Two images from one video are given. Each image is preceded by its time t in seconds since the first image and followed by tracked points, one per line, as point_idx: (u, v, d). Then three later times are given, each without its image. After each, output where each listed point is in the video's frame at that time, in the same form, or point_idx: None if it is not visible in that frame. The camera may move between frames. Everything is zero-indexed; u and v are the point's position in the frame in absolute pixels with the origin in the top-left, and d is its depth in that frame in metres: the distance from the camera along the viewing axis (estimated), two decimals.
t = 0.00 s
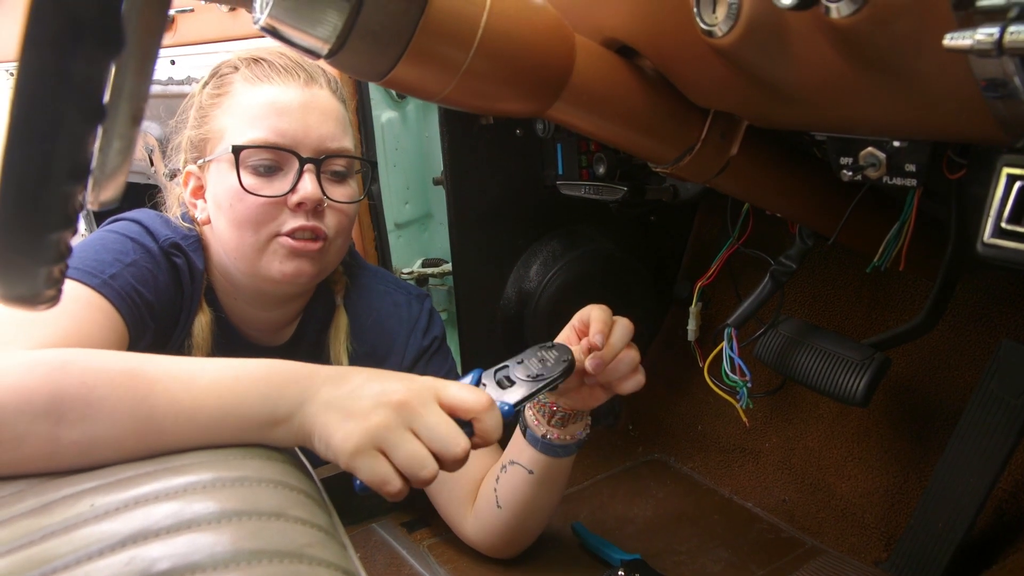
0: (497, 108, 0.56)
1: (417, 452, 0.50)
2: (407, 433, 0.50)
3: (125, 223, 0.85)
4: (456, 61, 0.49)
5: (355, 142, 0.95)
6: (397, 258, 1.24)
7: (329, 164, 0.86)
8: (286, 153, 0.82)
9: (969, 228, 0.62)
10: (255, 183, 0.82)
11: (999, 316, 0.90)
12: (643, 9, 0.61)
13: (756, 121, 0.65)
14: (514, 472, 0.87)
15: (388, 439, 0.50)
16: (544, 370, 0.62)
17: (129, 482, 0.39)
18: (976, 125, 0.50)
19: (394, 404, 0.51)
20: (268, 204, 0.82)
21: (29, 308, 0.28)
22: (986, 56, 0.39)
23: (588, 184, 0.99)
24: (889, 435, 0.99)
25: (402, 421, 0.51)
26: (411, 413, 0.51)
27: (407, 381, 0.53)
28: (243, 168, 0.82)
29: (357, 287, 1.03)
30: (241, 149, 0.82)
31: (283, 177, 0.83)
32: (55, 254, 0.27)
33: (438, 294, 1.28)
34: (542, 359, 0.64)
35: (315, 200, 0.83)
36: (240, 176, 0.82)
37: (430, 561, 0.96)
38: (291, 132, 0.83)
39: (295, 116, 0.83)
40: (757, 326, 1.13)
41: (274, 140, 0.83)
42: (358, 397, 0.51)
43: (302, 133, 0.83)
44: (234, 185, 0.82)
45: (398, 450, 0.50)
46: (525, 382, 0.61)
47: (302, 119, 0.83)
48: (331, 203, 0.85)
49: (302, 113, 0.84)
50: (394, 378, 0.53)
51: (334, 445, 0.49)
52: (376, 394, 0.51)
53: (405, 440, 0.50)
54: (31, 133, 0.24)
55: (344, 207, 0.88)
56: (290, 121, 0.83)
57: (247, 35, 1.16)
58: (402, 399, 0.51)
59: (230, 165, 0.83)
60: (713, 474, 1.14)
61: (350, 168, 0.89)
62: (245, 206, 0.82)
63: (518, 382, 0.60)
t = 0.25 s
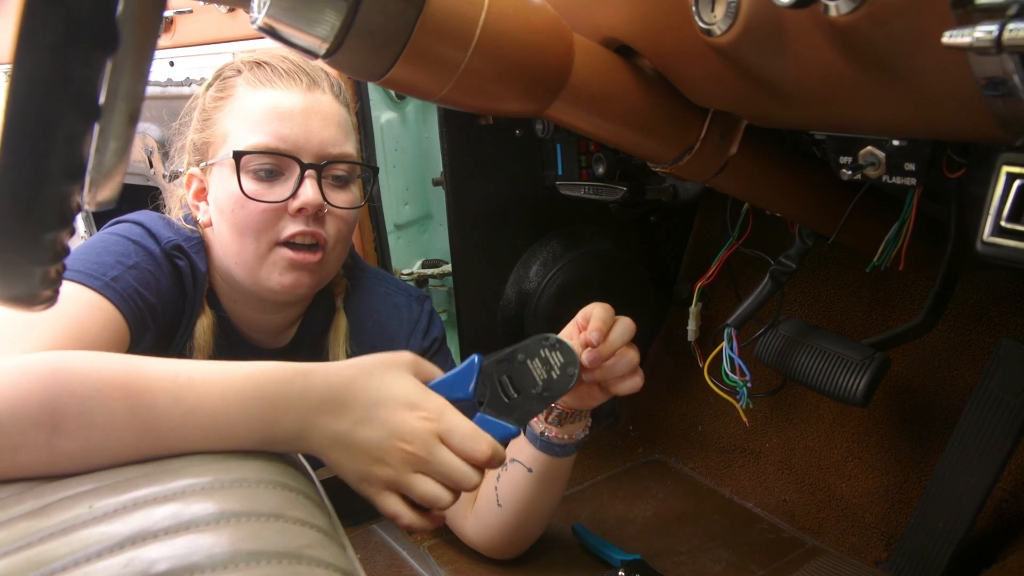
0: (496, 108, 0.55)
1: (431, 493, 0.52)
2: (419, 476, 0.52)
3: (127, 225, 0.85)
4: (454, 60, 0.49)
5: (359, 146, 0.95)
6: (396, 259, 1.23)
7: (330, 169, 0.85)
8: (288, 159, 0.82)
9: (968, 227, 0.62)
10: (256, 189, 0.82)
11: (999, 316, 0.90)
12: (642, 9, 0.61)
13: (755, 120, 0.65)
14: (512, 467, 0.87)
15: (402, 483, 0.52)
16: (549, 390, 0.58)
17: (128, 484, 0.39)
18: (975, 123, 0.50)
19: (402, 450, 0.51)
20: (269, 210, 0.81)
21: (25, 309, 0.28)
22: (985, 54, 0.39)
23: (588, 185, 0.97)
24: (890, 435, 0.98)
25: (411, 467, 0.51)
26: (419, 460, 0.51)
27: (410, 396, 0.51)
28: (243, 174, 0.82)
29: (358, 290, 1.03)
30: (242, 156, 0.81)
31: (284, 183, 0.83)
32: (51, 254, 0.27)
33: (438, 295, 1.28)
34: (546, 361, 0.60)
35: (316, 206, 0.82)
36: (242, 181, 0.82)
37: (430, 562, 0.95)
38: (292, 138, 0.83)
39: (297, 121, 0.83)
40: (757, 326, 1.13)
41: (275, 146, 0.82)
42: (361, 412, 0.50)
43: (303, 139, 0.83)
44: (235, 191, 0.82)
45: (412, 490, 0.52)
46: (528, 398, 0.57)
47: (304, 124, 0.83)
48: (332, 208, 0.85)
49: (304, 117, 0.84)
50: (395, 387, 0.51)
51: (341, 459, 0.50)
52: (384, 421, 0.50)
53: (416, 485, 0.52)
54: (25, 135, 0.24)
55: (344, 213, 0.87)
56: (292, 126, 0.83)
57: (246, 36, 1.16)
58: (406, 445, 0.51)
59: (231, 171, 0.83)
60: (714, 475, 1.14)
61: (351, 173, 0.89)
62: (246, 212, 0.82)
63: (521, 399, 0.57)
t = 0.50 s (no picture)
0: (496, 108, 0.55)
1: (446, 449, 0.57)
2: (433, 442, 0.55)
3: (134, 222, 0.85)
4: (453, 61, 0.48)
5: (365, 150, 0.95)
6: (396, 259, 1.23)
7: (335, 170, 0.85)
8: (293, 157, 0.83)
9: (968, 227, 0.62)
10: (260, 185, 0.82)
11: (999, 316, 0.90)
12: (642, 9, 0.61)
13: (755, 120, 0.64)
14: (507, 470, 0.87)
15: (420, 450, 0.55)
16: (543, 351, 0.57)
17: (126, 485, 0.39)
18: (975, 123, 0.49)
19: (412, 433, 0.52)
20: (272, 207, 0.81)
21: (23, 309, 0.28)
22: (985, 54, 0.39)
23: (587, 185, 0.98)
24: (890, 436, 0.98)
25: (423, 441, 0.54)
26: (431, 435, 0.54)
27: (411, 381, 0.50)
28: (249, 169, 0.82)
29: (359, 291, 1.03)
30: (247, 151, 0.82)
31: (288, 180, 0.83)
32: (48, 253, 0.27)
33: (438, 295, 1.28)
34: (536, 329, 0.56)
35: (318, 205, 0.82)
36: (247, 178, 0.82)
37: (429, 562, 0.95)
38: (299, 137, 0.83)
39: (304, 120, 0.84)
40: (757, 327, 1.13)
41: (282, 143, 0.83)
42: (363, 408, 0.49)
43: (309, 139, 0.84)
44: (239, 187, 0.82)
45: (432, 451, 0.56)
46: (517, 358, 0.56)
47: (310, 124, 0.84)
48: (335, 209, 0.84)
49: (311, 117, 0.84)
50: (393, 378, 0.50)
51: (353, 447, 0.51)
52: (390, 412, 0.50)
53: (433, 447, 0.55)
54: (23, 134, 0.24)
55: (348, 215, 0.86)
56: (300, 125, 0.84)
57: (245, 37, 1.16)
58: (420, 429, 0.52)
59: (237, 166, 0.83)
60: (714, 475, 1.14)
61: (357, 176, 0.88)
62: (248, 209, 0.81)
63: (513, 365, 0.56)
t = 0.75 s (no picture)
0: (496, 108, 0.55)
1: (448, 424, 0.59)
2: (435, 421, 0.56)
3: (133, 217, 0.85)
4: (453, 61, 0.48)
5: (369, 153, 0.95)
6: (396, 260, 1.23)
7: (337, 171, 0.85)
8: (295, 156, 0.83)
9: (967, 228, 0.62)
10: (262, 182, 0.82)
11: (999, 317, 0.90)
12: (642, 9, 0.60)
13: (755, 121, 0.64)
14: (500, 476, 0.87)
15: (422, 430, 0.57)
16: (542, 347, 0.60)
17: (126, 486, 0.39)
18: (975, 124, 0.49)
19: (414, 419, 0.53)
20: (272, 205, 0.81)
21: (23, 309, 0.28)
22: (985, 55, 0.39)
23: (587, 186, 0.97)
24: (890, 436, 0.98)
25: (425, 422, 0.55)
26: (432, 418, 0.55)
27: (411, 377, 0.51)
28: (251, 167, 0.82)
29: (358, 292, 1.03)
30: (250, 148, 0.82)
31: (289, 180, 0.83)
32: (48, 254, 0.27)
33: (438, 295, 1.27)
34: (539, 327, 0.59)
35: (318, 204, 0.82)
36: (249, 174, 0.82)
37: (428, 562, 0.95)
38: (304, 137, 0.83)
39: (309, 121, 0.84)
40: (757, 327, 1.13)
41: (288, 143, 0.83)
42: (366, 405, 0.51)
43: (312, 139, 0.84)
44: (242, 183, 0.82)
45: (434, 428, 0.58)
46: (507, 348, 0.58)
47: (315, 125, 0.84)
48: (335, 210, 0.85)
49: (317, 119, 0.84)
50: (392, 373, 0.50)
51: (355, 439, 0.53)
52: (391, 405, 0.51)
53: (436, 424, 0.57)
54: (24, 133, 0.24)
55: (348, 217, 0.86)
56: (306, 127, 0.84)
57: (245, 37, 1.16)
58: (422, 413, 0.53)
59: (240, 163, 0.83)
60: (713, 476, 1.14)
61: (359, 179, 0.89)
62: (249, 206, 0.82)
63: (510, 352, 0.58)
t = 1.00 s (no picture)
0: (495, 108, 0.55)
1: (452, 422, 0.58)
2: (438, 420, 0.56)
3: (134, 220, 0.85)
4: (453, 61, 0.49)
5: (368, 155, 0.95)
6: (396, 260, 1.23)
7: (335, 171, 0.85)
8: (294, 156, 0.83)
9: (967, 227, 0.62)
10: (260, 182, 0.82)
11: (999, 316, 0.90)
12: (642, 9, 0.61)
13: (754, 120, 0.65)
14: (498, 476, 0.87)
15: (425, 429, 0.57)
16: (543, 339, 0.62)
17: (126, 486, 0.39)
18: (974, 123, 0.50)
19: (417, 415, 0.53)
20: (270, 205, 0.81)
21: (24, 310, 0.28)
22: (984, 54, 0.39)
23: (587, 185, 0.97)
24: (890, 435, 0.98)
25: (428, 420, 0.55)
26: (435, 414, 0.55)
27: (411, 373, 0.51)
28: (250, 167, 0.82)
29: (357, 293, 1.03)
30: (248, 148, 0.82)
31: (287, 180, 0.83)
32: (49, 254, 0.27)
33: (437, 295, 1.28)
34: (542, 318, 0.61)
35: (316, 204, 0.82)
36: (248, 175, 0.82)
37: (429, 562, 0.95)
38: (303, 138, 0.83)
39: (308, 121, 0.84)
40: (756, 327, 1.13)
41: (286, 143, 0.83)
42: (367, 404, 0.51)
43: (311, 140, 0.84)
44: (241, 184, 0.82)
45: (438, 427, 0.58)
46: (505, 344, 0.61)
47: (313, 126, 0.84)
48: (333, 210, 0.84)
49: (315, 119, 0.84)
50: (392, 369, 0.50)
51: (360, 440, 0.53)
52: (391, 402, 0.51)
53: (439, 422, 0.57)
54: (24, 132, 0.24)
55: (347, 217, 0.86)
56: (304, 127, 0.84)
57: (244, 37, 1.16)
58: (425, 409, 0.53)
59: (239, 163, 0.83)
60: (713, 476, 1.14)
61: (358, 181, 0.89)
62: (248, 207, 0.82)
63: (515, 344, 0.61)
